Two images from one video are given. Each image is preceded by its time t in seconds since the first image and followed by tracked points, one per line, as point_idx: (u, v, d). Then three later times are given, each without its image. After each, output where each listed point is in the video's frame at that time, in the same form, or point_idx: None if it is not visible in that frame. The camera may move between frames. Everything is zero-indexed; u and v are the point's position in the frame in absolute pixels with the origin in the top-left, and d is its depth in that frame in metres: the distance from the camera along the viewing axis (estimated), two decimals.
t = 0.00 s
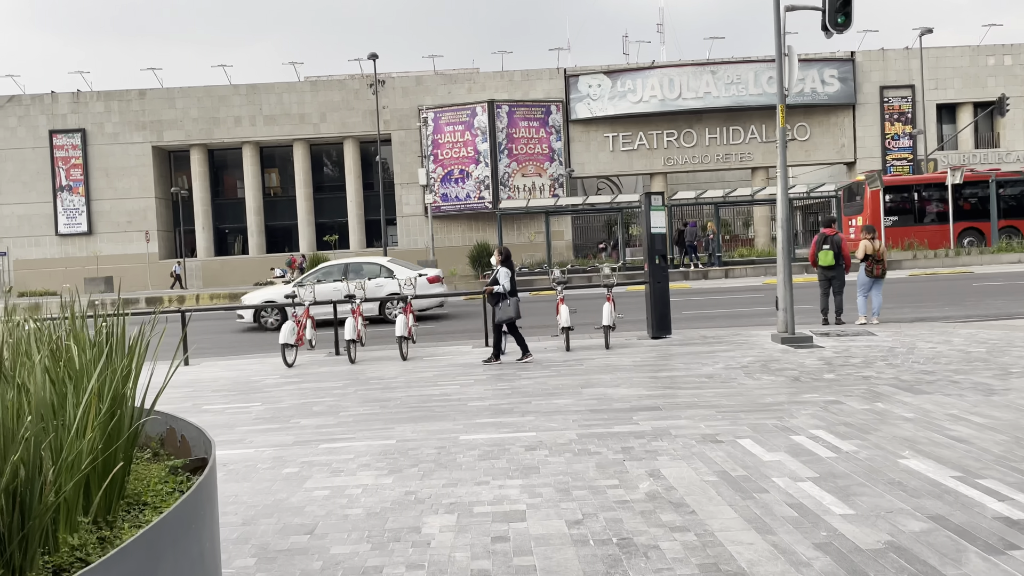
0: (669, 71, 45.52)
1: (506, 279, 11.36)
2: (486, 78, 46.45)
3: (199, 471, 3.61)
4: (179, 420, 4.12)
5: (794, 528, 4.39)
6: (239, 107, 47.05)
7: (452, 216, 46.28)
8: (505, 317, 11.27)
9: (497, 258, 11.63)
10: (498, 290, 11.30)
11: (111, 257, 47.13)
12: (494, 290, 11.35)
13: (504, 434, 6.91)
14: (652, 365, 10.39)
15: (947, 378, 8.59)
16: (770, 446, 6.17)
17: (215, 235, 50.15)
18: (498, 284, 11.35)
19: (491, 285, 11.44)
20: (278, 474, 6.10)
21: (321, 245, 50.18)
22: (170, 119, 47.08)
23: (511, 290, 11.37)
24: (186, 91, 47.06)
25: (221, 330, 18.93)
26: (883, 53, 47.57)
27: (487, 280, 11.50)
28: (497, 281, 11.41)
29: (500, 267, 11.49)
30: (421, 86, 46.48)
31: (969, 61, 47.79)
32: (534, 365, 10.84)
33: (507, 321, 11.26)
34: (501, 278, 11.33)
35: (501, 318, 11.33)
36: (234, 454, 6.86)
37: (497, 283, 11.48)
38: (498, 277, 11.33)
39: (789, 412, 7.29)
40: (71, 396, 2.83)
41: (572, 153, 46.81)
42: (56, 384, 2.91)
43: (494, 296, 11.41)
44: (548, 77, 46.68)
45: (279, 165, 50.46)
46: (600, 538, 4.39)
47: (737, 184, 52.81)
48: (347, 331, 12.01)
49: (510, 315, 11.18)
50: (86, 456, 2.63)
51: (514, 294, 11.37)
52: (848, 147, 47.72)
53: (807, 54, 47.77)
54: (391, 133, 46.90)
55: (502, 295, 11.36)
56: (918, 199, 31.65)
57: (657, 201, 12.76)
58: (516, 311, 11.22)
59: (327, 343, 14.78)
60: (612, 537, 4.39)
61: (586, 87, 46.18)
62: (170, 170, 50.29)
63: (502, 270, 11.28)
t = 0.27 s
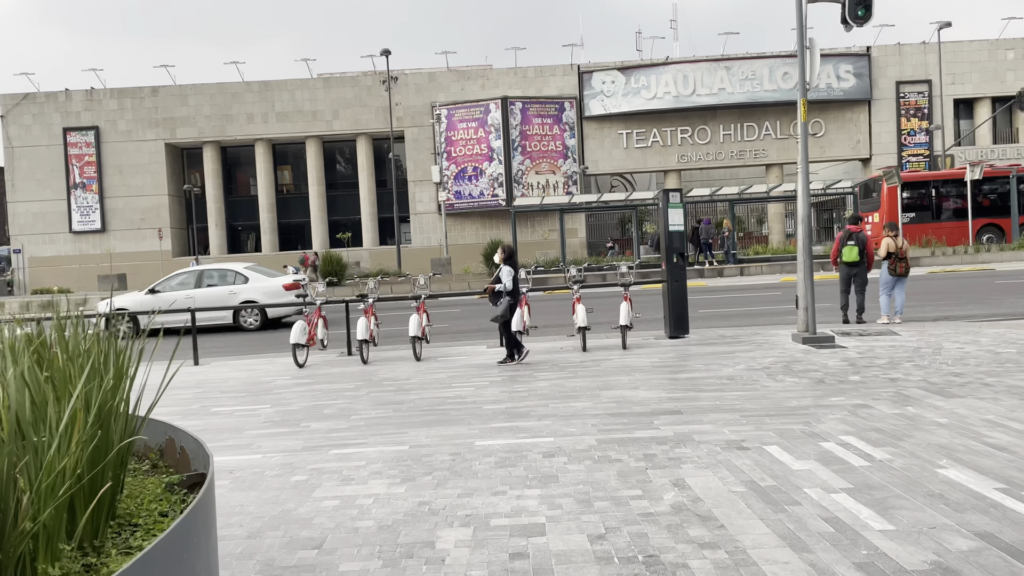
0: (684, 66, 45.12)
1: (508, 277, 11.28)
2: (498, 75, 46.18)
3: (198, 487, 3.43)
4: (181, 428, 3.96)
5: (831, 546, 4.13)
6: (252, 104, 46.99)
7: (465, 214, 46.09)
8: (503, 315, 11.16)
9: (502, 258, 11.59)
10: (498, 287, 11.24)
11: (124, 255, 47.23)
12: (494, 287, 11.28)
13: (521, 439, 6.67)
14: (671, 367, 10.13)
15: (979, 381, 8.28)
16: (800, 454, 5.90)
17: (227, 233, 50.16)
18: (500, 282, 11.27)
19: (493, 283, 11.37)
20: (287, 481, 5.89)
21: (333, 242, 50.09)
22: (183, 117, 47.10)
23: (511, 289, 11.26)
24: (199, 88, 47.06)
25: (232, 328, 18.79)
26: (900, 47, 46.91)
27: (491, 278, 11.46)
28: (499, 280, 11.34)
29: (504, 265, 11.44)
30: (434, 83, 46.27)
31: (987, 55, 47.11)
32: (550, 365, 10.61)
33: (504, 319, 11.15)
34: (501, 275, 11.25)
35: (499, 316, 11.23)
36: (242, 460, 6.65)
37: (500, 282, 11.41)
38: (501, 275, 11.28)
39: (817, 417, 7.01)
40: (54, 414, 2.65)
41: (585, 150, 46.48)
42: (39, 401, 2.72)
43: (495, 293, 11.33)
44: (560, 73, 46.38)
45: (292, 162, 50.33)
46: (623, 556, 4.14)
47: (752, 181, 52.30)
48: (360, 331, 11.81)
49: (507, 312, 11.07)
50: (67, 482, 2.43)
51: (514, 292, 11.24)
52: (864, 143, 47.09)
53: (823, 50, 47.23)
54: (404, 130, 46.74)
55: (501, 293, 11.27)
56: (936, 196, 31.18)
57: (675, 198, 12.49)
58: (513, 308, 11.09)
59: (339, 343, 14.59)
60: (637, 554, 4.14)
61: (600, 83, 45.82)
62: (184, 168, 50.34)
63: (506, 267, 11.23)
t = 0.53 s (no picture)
0: (694, 61, 44.64)
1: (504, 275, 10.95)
2: (507, 69, 45.85)
3: (173, 501, 3.15)
4: (160, 434, 3.69)
5: (861, 564, 3.82)
6: (260, 100, 46.79)
7: (473, 210, 45.82)
8: (501, 314, 10.94)
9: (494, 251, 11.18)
10: (495, 286, 10.90)
11: (132, 250, 47.14)
12: (491, 286, 10.95)
13: (528, 443, 6.38)
14: (685, 366, 9.81)
15: (1007, 382, 7.94)
16: (822, 460, 5.59)
17: (235, 228, 50.02)
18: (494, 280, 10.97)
19: (488, 280, 11.01)
20: (281, 487, 5.61)
21: (341, 238, 49.88)
22: (191, 112, 46.96)
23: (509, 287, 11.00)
24: (207, 83, 46.88)
25: (236, 325, 18.55)
26: (914, 42, 46.30)
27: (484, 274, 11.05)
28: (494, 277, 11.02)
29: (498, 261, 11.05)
30: (442, 78, 45.95)
31: (1003, 50, 46.47)
32: (558, 364, 10.31)
33: (502, 319, 10.95)
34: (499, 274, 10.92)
35: (496, 316, 11.01)
36: (238, 463, 6.38)
37: (493, 277, 11.06)
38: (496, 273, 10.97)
39: (838, 420, 6.69)
40: None
41: (594, 145, 46.13)
42: None
43: (490, 291, 11.02)
44: (570, 68, 46.01)
45: (300, 157, 50.38)
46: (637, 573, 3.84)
47: (763, 176, 51.78)
48: (363, 328, 11.53)
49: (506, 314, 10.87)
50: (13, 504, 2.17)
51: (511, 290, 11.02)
52: (877, 138, 46.50)
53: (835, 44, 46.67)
54: (412, 125, 46.47)
55: (498, 291, 10.99)
56: (950, 191, 30.69)
57: (686, 192, 12.16)
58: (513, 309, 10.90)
59: (343, 340, 14.33)
60: (653, 571, 3.84)
61: (609, 78, 45.46)
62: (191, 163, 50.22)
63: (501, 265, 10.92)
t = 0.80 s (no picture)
0: (703, 57, 44.27)
1: (495, 275, 10.78)
2: (515, 65, 45.53)
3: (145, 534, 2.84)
4: (137, 454, 3.38)
5: None
6: (266, 96, 46.57)
7: (479, 207, 45.52)
8: (493, 314, 10.75)
9: (487, 252, 11.06)
10: (486, 286, 10.79)
11: (138, 247, 46.97)
12: (482, 285, 10.82)
13: (535, 454, 6.07)
14: (696, 370, 9.50)
15: None
16: (847, 476, 5.27)
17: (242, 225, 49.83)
18: (487, 280, 10.82)
19: (480, 281, 10.90)
20: (275, 501, 5.30)
21: (347, 235, 49.64)
22: (197, 108, 46.77)
23: (501, 287, 10.81)
24: (213, 79, 46.69)
25: (237, 323, 18.30)
26: (927, 38, 45.75)
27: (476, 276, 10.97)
28: (486, 278, 10.87)
29: (490, 262, 10.94)
30: (449, 74, 45.66)
31: (1017, 46, 45.88)
32: (566, 368, 10.00)
33: (494, 319, 10.76)
34: (488, 273, 10.77)
35: (488, 316, 10.83)
36: (231, 473, 6.08)
37: (487, 278, 10.94)
38: (486, 273, 10.83)
39: (861, 431, 6.37)
40: None
41: (602, 142, 45.76)
42: None
43: (482, 291, 10.88)
44: (577, 64, 45.63)
45: (306, 153, 50.00)
46: None
47: (772, 174, 51.29)
48: (366, 329, 11.25)
49: (497, 313, 10.67)
50: None
51: (503, 290, 10.83)
52: (889, 136, 45.98)
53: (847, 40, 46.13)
54: (418, 121, 46.19)
55: (490, 291, 10.83)
56: (966, 189, 30.23)
57: (699, 190, 11.84)
58: (505, 308, 10.70)
59: (346, 341, 14.06)
60: None
61: (617, 74, 45.07)
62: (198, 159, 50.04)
63: (491, 265, 10.75)
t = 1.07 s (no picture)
0: (715, 53, 43.87)
1: (498, 271, 10.52)
2: (525, 61, 45.19)
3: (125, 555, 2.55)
4: (122, 461, 3.08)
5: None
6: (275, 91, 46.39)
7: (488, 203, 45.22)
8: (495, 310, 10.46)
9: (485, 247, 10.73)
10: (489, 282, 10.45)
11: (146, 242, 46.87)
12: (486, 281, 10.46)
13: (550, 459, 5.76)
14: (714, 370, 9.17)
15: None
16: (884, 485, 4.95)
17: (250, 220, 49.67)
18: (489, 276, 10.49)
19: (482, 276, 10.51)
20: (277, 507, 5.02)
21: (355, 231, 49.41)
22: (206, 103, 46.61)
23: (503, 283, 10.57)
24: (222, 74, 46.54)
25: (244, 319, 18.05)
26: (942, 33, 45.15)
27: (476, 270, 10.54)
28: (488, 273, 10.54)
29: (490, 256, 10.61)
30: (459, 69, 45.37)
31: None
32: (579, 366, 9.70)
33: (495, 316, 10.47)
34: (494, 268, 10.46)
35: (489, 312, 10.51)
36: (233, 476, 5.79)
37: (487, 274, 10.61)
38: (490, 268, 10.50)
39: (894, 436, 6.04)
40: None
41: (613, 138, 45.38)
42: None
43: (484, 286, 10.51)
44: (588, 59, 45.24)
45: (314, 149, 49.75)
46: None
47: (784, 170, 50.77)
48: (374, 325, 10.97)
49: (501, 309, 10.41)
50: None
51: (505, 286, 10.59)
52: (903, 132, 45.41)
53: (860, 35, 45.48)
54: (427, 117, 45.93)
55: (493, 286, 10.52)
56: (984, 188, 29.71)
57: (717, 184, 11.48)
58: (509, 304, 10.47)
59: (353, 337, 13.78)
60: None
61: (628, 69, 44.67)
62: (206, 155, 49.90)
63: (496, 260, 10.48)
